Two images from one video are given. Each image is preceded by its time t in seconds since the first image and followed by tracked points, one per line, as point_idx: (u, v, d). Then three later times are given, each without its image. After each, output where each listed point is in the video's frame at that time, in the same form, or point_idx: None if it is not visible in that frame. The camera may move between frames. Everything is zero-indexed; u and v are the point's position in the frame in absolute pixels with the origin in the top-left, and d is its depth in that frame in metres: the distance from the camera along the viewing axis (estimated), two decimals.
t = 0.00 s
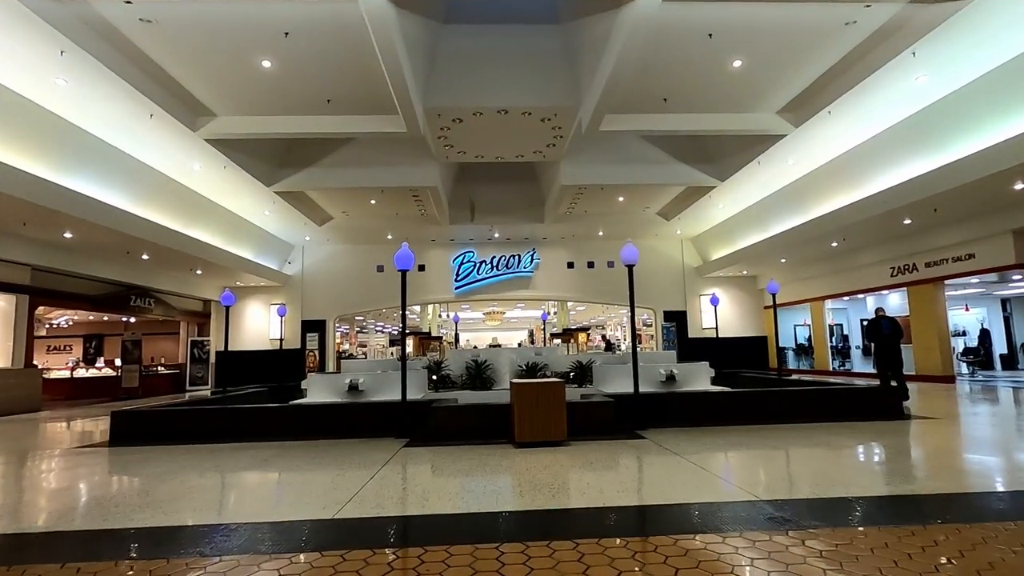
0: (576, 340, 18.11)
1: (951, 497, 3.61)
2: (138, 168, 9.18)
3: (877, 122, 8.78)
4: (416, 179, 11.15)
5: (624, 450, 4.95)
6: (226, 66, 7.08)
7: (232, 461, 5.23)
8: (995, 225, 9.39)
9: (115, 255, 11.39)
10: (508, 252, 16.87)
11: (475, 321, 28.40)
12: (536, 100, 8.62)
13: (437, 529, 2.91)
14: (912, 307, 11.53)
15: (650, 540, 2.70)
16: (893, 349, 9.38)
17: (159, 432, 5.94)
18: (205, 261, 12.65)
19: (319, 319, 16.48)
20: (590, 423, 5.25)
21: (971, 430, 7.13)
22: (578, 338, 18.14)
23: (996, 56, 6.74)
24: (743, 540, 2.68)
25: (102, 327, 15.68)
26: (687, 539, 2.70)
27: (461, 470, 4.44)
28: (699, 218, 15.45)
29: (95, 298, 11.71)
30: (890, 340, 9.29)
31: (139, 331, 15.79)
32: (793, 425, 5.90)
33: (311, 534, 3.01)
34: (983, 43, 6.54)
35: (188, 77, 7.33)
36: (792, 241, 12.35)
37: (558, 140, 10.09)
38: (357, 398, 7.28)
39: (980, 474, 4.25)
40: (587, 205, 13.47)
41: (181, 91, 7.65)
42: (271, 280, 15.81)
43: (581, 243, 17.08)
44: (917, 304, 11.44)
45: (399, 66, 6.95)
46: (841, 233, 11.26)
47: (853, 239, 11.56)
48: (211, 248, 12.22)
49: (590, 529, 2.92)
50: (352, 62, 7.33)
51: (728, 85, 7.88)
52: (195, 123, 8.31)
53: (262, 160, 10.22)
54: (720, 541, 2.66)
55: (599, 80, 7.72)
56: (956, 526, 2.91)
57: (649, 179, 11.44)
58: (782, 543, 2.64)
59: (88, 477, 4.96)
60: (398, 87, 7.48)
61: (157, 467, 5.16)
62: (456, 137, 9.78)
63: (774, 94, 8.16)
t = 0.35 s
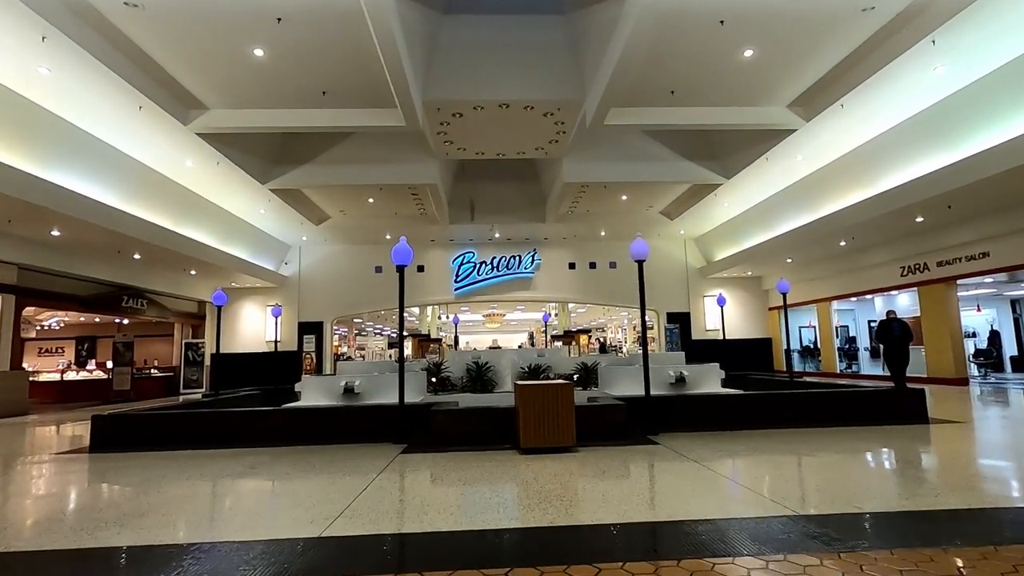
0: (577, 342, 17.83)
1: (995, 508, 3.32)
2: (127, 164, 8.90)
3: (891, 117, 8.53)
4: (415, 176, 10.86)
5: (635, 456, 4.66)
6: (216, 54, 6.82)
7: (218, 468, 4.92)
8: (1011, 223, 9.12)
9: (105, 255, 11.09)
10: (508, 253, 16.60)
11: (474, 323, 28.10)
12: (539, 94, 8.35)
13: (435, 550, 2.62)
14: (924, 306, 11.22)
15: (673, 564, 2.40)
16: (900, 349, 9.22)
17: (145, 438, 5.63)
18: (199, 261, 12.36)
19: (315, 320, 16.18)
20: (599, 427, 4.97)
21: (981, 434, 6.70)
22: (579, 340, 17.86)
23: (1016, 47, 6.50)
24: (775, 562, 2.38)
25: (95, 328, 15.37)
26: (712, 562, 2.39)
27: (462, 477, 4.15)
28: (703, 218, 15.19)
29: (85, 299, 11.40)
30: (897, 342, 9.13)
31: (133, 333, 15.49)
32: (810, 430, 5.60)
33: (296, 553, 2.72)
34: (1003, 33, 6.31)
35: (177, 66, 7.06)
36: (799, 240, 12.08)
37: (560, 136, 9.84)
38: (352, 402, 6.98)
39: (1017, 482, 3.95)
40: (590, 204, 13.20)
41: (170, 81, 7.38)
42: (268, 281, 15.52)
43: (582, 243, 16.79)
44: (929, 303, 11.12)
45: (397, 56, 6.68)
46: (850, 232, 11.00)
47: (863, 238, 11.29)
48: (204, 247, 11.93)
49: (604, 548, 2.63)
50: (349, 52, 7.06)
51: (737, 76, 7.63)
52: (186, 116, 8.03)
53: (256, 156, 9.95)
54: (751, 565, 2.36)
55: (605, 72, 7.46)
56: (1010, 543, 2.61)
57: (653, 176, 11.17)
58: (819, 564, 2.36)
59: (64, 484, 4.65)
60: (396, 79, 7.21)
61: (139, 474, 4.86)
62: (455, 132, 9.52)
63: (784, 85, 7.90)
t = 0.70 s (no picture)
0: (579, 344, 17.56)
1: None
2: (116, 162, 8.62)
3: (904, 111, 8.27)
4: (413, 175, 10.59)
5: (646, 466, 4.37)
6: (206, 45, 6.56)
7: (204, 477, 4.64)
8: None
9: (96, 256, 10.81)
10: (508, 254, 16.33)
11: (474, 325, 27.81)
12: (541, 88, 8.09)
13: None
14: (936, 306, 10.93)
15: None
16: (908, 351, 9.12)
17: (129, 445, 5.37)
18: (192, 263, 12.07)
19: (312, 323, 15.89)
20: (606, 435, 4.69)
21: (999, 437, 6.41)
22: (581, 343, 17.59)
23: None
24: None
25: (88, 332, 15.08)
26: None
27: (464, 488, 3.85)
28: (707, 218, 14.93)
29: (78, 302, 11.09)
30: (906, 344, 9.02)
31: (126, 336, 15.19)
32: (828, 436, 5.33)
33: None
34: None
35: (166, 58, 6.80)
36: (806, 240, 11.80)
37: (562, 133, 9.57)
38: (348, 407, 6.70)
39: None
40: (592, 204, 12.94)
41: (157, 73, 7.11)
42: (264, 283, 15.24)
43: (583, 244, 16.53)
44: (941, 302, 10.83)
45: (394, 46, 6.42)
46: (859, 231, 10.72)
47: (872, 236, 11.02)
48: (198, 248, 11.65)
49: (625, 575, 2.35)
50: (344, 43, 6.80)
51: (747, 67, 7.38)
52: (176, 112, 7.76)
53: (250, 154, 9.68)
54: None
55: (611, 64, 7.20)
56: None
57: (658, 174, 10.91)
58: None
59: (38, 496, 4.36)
60: (394, 71, 6.94)
61: (120, 484, 4.57)
62: (454, 128, 9.26)
63: (796, 77, 7.64)
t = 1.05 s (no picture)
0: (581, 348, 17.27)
1: None
2: (105, 159, 8.33)
3: (919, 107, 8.03)
4: (412, 173, 10.32)
5: (661, 477, 4.07)
6: (196, 35, 6.29)
7: (188, 490, 4.35)
8: None
9: (86, 256, 10.51)
10: (509, 256, 16.06)
11: (473, 328, 27.51)
12: (545, 83, 7.84)
13: None
14: (949, 309, 10.68)
15: None
16: (912, 357, 9.00)
17: (111, 456, 5.09)
18: (186, 264, 11.78)
19: (309, 326, 15.59)
20: (618, 446, 4.40)
21: None
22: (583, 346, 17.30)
23: None
24: None
25: (79, 335, 14.75)
26: None
27: (466, 502, 3.56)
28: (712, 219, 14.69)
29: (66, 303, 10.80)
30: (908, 351, 8.90)
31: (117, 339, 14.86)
32: (851, 446, 5.05)
33: None
34: None
35: (155, 49, 6.52)
36: (814, 241, 11.54)
37: (566, 130, 9.30)
38: (344, 415, 6.39)
39: None
40: (595, 204, 12.68)
41: (147, 65, 6.84)
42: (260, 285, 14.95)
43: (585, 245, 16.26)
44: (954, 306, 10.59)
45: (393, 37, 6.16)
46: (869, 233, 10.48)
47: (882, 238, 10.77)
48: (191, 249, 11.36)
49: None
50: (341, 34, 6.54)
51: (760, 60, 7.13)
52: (167, 106, 7.49)
53: (244, 152, 9.40)
54: None
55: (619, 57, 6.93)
56: None
57: (663, 174, 10.65)
58: None
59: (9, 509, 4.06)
60: (393, 64, 6.67)
61: (98, 497, 4.28)
62: (454, 126, 9.00)
63: (809, 70, 7.39)
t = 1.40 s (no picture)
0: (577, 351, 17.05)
1: None
2: (87, 156, 8.01)
3: (925, 103, 7.90)
4: (405, 172, 10.06)
5: (666, 485, 3.82)
6: (179, 23, 6.02)
7: (163, 502, 4.06)
8: None
9: (67, 257, 10.16)
10: (504, 258, 15.81)
11: (467, 332, 27.22)
12: (542, 78, 7.63)
13: None
14: (951, 310, 10.49)
15: None
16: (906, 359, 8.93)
17: (84, 466, 4.82)
18: (172, 266, 11.46)
19: (300, 329, 15.26)
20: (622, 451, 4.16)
21: None
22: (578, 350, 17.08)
23: None
24: None
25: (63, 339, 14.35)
26: None
27: (459, 513, 3.30)
28: (710, 220, 14.52)
29: (48, 307, 10.43)
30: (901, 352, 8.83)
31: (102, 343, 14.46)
32: (863, 451, 4.83)
33: None
34: None
35: (136, 38, 6.24)
36: (813, 242, 11.37)
37: (562, 128, 9.09)
38: (331, 421, 6.15)
39: None
40: (591, 205, 12.46)
41: (127, 56, 6.55)
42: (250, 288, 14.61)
43: (581, 247, 16.04)
44: (956, 307, 10.38)
45: (385, 27, 5.92)
46: (869, 233, 10.32)
47: (883, 238, 10.61)
48: (177, 250, 11.03)
49: None
50: (331, 23, 6.29)
51: (763, 53, 6.94)
52: (148, 100, 7.19)
53: (231, 149, 9.10)
54: None
55: (618, 50, 6.71)
56: None
57: (662, 173, 10.44)
58: None
59: None
60: (384, 56, 6.41)
61: (65, 511, 3.97)
62: (449, 122, 8.76)
63: (813, 64, 7.21)
